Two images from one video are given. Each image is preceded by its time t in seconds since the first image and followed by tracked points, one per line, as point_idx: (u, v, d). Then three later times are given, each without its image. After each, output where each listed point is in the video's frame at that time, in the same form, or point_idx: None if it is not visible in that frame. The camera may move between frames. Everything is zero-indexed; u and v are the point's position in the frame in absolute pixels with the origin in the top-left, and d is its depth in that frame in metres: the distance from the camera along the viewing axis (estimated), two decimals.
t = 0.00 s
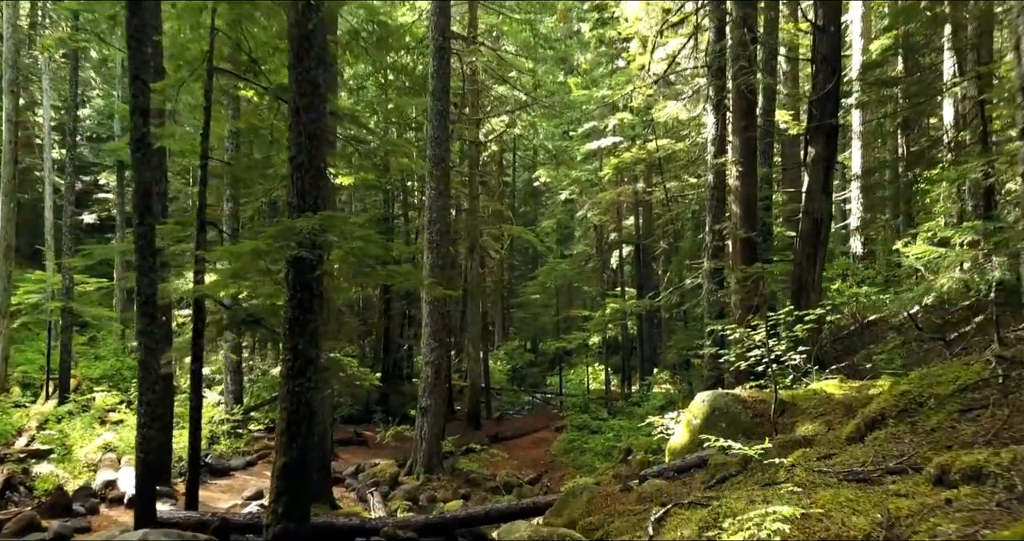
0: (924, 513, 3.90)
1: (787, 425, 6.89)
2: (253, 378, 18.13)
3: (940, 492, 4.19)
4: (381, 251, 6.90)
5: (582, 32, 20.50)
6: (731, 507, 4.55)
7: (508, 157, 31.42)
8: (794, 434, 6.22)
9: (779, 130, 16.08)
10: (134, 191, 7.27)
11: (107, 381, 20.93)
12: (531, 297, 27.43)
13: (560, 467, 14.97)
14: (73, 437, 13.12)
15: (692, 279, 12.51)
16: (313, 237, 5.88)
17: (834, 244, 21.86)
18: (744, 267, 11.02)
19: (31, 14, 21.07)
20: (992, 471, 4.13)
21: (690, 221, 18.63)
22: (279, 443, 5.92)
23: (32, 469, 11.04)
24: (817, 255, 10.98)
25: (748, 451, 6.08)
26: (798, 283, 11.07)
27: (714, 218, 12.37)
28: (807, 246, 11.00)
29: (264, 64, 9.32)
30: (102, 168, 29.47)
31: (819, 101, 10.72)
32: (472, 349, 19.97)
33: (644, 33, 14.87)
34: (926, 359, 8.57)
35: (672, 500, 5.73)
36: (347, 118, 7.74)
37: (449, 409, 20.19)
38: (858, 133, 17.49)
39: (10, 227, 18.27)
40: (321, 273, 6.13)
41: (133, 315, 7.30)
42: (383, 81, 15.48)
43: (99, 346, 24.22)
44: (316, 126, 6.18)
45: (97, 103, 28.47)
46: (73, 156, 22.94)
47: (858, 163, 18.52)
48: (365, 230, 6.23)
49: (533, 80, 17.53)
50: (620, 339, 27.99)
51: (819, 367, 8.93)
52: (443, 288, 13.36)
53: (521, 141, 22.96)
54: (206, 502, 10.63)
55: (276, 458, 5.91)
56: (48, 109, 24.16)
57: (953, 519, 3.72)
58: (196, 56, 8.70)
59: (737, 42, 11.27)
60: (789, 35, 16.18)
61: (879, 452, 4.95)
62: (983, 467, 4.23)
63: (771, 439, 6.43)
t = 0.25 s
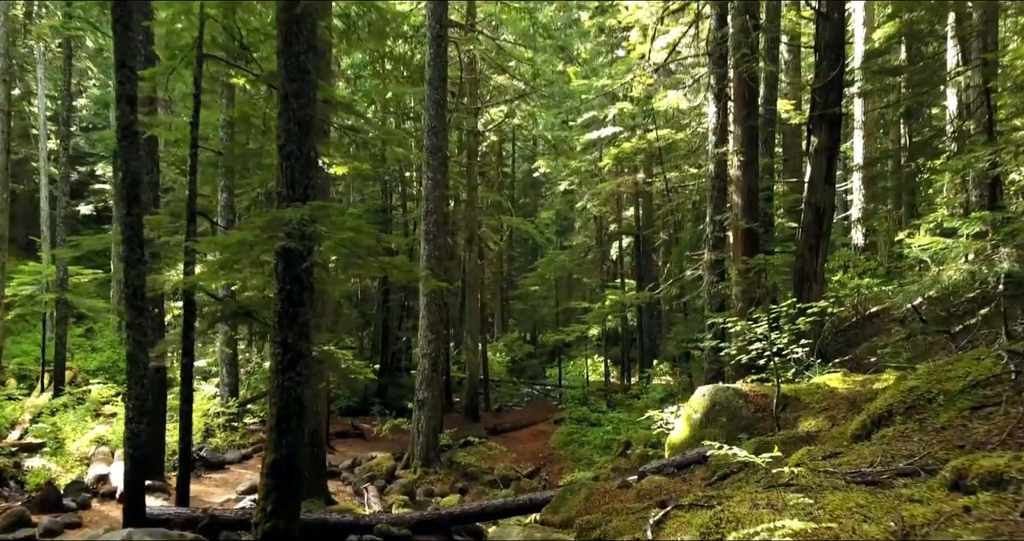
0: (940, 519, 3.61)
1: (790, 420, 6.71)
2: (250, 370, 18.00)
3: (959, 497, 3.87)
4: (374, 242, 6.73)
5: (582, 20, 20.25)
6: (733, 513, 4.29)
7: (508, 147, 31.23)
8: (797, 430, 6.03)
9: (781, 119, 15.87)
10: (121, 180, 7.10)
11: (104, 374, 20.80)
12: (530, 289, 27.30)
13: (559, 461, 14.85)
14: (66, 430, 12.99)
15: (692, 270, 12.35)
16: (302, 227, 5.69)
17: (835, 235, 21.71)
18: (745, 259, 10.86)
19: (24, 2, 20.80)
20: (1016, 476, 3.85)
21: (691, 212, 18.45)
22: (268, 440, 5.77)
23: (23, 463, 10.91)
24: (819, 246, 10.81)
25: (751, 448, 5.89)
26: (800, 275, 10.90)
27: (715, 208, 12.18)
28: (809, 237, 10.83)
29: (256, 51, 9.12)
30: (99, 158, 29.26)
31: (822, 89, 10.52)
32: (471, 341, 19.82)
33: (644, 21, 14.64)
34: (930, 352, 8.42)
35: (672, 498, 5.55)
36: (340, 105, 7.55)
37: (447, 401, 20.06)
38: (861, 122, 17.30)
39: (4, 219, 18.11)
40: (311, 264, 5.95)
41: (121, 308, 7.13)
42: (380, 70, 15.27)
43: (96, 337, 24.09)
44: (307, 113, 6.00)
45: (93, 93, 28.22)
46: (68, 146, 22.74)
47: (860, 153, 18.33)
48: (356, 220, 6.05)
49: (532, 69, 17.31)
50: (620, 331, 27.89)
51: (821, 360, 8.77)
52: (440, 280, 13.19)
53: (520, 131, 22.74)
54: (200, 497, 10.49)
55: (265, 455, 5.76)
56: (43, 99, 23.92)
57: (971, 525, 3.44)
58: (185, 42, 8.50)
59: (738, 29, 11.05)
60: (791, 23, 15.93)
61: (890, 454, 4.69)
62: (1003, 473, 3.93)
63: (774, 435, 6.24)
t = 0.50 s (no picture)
0: (961, 532, 3.41)
1: (794, 416, 6.55)
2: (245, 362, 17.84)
3: (980, 509, 3.65)
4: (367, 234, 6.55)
5: (582, 8, 19.99)
6: (738, 517, 4.10)
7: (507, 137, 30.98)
8: (802, 427, 5.87)
9: (783, 109, 15.64)
10: (106, 169, 6.91)
11: (99, 366, 20.64)
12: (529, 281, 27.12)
13: (557, 454, 14.73)
14: (58, 424, 12.84)
15: (693, 262, 12.17)
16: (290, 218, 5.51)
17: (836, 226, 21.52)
18: (746, 251, 10.70)
19: None
20: None
21: (691, 203, 18.26)
22: (257, 436, 5.61)
23: (15, 457, 10.77)
24: (822, 237, 10.63)
25: (753, 444, 5.74)
26: (802, 267, 10.73)
27: (716, 199, 11.98)
28: (812, 228, 10.64)
29: (246, 38, 8.90)
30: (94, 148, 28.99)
31: (826, 77, 10.31)
32: (470, 334, 19.68)
33: (644, 8, 14.39)
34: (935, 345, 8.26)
35: (672, 497, 5.41)
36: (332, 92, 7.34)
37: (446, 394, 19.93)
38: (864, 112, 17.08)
39: None
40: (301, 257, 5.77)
41: (107, 301, 6.95)
42: (376, 58, 15.03)
43: (92, 329, 23.92)
44: (295, 101, 5.80)
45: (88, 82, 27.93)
46: (62, 136, 22.50)
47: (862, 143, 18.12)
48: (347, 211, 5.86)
49: (531, 58, 17.07)
50: (619, 322, 27.74)
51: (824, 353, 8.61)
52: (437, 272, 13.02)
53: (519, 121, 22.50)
54: (193, 492, 10.35)
55: (254, 453, 5.60)
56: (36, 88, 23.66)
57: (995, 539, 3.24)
58: (173, 29, 8.27)
59: (741, 16, 10.82)
60: (794, 10, 15.68)
61: (901, 455, 4.50)
62: None
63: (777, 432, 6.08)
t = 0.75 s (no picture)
0: None
1: (796, 412, 6.39)
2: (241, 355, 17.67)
3: (1002, 518, 3.45)
4: (360, 225, 6.39)
5: None
6: (744, 524, 3.91)
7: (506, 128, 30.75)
8: (805, 424, 5.71)
9: (785, 98, 15.43)
10: (91, 159, 6.70)
11: (94, 358, 20.47)
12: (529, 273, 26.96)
13: (555, 448, 14.60)
14: (51, 417, 12.67)
15: (693, 254, 11.99)
16: (277, 209, 5.32)
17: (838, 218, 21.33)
18: (748, 243, 10.52)
19: None
20: None
21: (692, 194, 18.07)
22: (244, 434, 5.45)
23: (5, 452, 10.62)
24: (825, 229, 10.45)
25: (756, 442, 5.58)
26: (805, 259, 10.56)
27: (717, 190, 11.78)
28: (814, 219, 10.47)
29: (237, 25, 8.68)
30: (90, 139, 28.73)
31: (829, 65, 10.11)
32: (468, 326, 19.54)
33: None
34: (939, 339, 8.10)
35: (672, 497, 5.26)
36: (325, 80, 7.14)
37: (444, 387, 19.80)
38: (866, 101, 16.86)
39: None
40: (291, 250, 5.62)
41: (93, 294, 6.75)
42: (372, 47, 14.80)
43: (88, 321, 23.74)
44: (283, 88, 5.60)
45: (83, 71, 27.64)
46: (56, 126, 22.25)
47: (864, 133, 17.91)
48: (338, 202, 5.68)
49: (530, 47, 16.84)
50: (618, 314, 27.59)
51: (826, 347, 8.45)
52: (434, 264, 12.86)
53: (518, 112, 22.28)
54: (186, 487, 10.21)
55: (241, 450, 5.44)
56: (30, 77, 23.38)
57: None
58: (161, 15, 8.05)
59: (744, 2, 10.60)
60: None
61: (912, 458, 4.31)
62: None
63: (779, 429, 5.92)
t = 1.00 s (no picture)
0: None
1: (800, 408, 6.23)
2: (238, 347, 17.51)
3: None
4: (352, 217, 6.22)
5: None
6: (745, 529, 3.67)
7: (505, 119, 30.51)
8: (809, 422, 5.53)
9: (787, 88, 15.21)
10: (75, 149, 6.50)
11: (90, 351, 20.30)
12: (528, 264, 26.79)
13: (554, 441, 14.47)
14: (43, 411, 12.51)
15: (694, 246, 11.81)
16: (263, 199, 5.14)
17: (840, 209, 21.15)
18: (749, 235, 10.35)
19: None
20: None
21: (692, 185, 17.88)
22: (232, 431, 5.29)
23: None
24: (828, 220, 10.28)
25: (758, 441, 5.40)
26: (807, 251, 10.39)
27: (718, 180, 11.59)
28: (817, 211, 10.29)
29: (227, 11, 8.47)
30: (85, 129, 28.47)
31: (833, 53, 9.90)
32: (466, 318, 19.40)
33: None
34: (945, 333, 7.94)
35: (671, 497, 5.09)
36: (316, 67, 6.95)
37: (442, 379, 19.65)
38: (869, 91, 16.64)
39: None
40: (279, 242, 5.45)
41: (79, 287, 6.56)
42: (368, 36, 14.57)
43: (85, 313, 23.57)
44: (271, 75, 5.41)
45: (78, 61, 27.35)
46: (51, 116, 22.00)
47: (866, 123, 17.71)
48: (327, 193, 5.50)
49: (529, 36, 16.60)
50: (618, 306, 27.44)
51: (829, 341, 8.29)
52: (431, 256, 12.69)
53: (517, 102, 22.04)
54: (179, 482, 10.08)
55: (229, 448, 5.28)
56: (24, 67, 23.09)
57: None
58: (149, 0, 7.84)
59: None
60: None
61: (924, 460, 4.07)
62: None
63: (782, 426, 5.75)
